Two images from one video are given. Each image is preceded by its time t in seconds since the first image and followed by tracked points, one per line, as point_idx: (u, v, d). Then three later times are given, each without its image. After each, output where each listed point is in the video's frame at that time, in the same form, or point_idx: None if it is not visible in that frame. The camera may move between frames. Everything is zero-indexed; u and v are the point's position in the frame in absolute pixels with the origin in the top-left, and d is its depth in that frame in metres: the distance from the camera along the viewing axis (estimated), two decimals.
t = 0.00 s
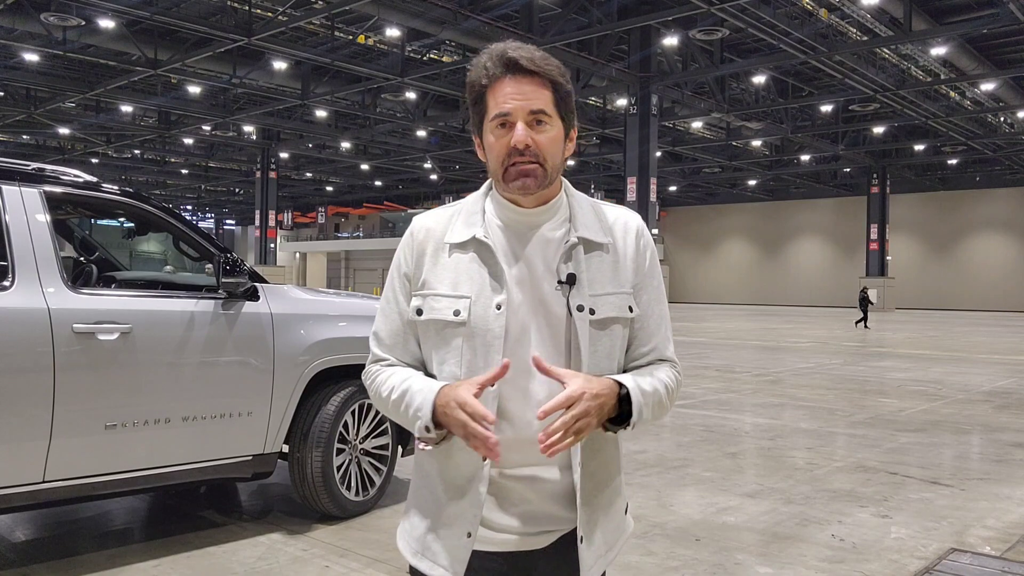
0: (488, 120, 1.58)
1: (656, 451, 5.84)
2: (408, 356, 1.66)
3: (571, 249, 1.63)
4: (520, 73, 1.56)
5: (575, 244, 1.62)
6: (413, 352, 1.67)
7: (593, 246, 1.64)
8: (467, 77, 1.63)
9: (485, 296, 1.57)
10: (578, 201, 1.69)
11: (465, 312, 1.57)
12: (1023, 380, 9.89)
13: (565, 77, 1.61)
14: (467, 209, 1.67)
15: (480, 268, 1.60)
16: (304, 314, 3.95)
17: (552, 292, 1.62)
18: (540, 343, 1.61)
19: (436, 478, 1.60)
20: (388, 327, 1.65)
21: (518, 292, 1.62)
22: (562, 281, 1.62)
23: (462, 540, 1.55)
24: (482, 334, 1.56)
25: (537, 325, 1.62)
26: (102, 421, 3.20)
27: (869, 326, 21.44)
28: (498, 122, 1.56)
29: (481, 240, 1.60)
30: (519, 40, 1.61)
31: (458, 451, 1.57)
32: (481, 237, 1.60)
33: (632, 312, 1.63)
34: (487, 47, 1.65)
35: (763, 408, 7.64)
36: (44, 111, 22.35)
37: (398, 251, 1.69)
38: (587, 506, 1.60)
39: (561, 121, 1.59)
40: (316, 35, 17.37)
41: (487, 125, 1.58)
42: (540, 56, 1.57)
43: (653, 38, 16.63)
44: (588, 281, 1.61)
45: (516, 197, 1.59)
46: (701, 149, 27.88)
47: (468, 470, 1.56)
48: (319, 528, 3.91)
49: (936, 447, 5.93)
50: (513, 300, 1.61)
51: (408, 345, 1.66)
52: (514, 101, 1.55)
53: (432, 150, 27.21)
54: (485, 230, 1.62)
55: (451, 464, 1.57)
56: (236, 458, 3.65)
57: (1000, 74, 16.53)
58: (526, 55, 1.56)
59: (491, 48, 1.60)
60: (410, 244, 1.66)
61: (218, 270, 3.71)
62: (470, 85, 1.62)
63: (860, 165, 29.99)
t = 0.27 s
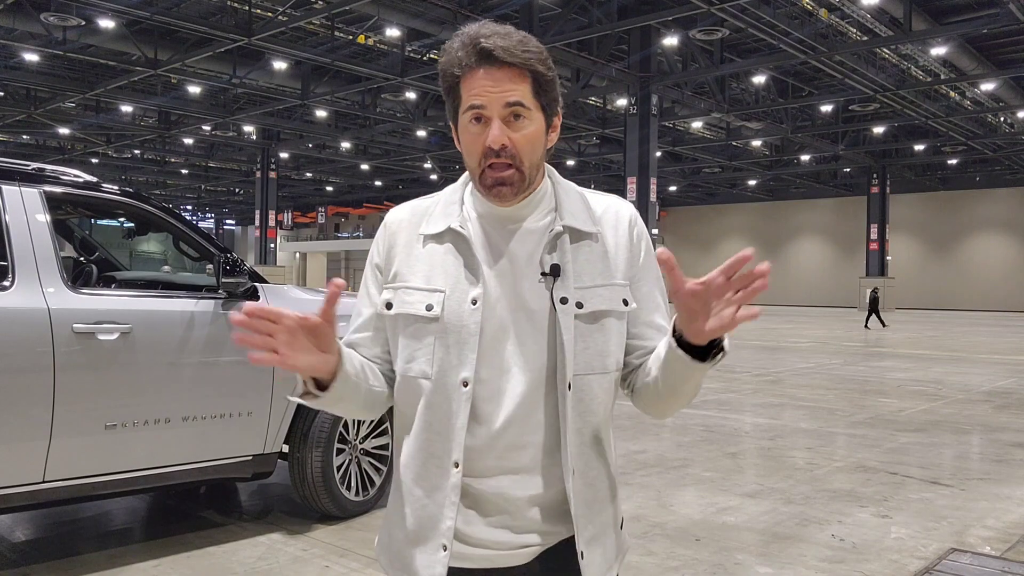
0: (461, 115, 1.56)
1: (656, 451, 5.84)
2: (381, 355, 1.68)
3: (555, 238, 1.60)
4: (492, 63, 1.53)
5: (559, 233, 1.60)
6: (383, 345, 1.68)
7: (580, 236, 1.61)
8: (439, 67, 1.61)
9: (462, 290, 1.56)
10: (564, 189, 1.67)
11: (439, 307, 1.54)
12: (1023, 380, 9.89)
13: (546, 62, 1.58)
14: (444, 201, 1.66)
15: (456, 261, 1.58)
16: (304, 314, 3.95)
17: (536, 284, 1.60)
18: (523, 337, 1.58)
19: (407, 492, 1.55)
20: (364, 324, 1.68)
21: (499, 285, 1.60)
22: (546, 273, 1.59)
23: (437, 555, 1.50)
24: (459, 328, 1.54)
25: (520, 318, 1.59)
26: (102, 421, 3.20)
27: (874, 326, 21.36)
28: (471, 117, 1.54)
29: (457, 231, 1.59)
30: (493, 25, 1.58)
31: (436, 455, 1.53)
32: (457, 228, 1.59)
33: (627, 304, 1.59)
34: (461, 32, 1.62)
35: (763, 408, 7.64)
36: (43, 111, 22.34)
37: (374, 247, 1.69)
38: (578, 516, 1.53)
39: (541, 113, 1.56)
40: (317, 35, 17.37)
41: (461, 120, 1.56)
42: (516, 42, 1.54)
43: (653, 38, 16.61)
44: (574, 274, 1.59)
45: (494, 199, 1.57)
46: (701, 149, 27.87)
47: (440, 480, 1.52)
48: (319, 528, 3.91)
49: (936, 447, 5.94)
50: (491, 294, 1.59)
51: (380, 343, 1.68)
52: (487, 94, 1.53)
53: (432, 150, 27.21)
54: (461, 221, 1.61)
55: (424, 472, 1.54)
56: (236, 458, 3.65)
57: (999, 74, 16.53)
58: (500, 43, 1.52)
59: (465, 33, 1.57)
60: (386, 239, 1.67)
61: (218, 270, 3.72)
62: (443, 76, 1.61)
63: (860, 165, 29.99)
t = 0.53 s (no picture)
0: (478, 114, 1.53)
1: (656, 451, 5.84)
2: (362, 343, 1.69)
3: (569, 234, 1.60)
4: (510, 65, 1.49)
5: (573, 229, 1.60)
6: (368, 324, 1.68)
7: (595, 233, 1.61)
8: (455, 57, 1.56)
9: (465, 284, 1.55)
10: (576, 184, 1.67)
11: (436, 299, 1.54)
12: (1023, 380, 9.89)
13: (569, 65, 1.54)
14: (449, 188, 1.65)
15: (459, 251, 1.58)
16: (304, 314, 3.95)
17: (547, 281, 1.59)
18: (530, 335, 1.57)
19: (403, 489, 1.54)
20: (354, 305, 1.67)
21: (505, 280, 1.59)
22: (558, 270, 1.59)
23: (433, 556, 1.49)
24: (462, 322, 1.53)
25: (531, 316, 1.57)
26: (102, 421, 3.20)
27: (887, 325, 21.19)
28: (488, 119, 1.51)
29: (461, 219, 1.58)
30: (518, 21, 1.52)
31: (428, 450, 1.52)
32: (461, 215, 1.59)
33: (641, 307, 1.60)
34: (481, 19, 1.57)
35: (763, 408, 7.64)
36: (43, 111, 22.34)
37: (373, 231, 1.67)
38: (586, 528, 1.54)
39: (561, 120, 1.55)
40: (317, 35, 17.36)
41: (477, 120, 1.54)
42: (540, 47, 1.49)
43: (653, 38, 16.60)
44: (588, 274, 1.58)
45: (506, 203, 1.57)
46: (701, 149, 27.86)
47: (435, 477, 1.51)
48: (319, 527, 3.91)
49: (936, 447, 5.93)
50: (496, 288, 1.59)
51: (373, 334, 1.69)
52: (506, 99, 1.49)
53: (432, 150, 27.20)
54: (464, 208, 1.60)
55: (419, 467, 1.52)
56: (235, 459, 3.65)
57: (999, 74, 16.53)
58: (524, 47, 1.48)
59: (488, 26, 1.52)
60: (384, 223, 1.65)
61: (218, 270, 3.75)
62: (459, 67, 1.56)
63: (860, 165, 30.00)
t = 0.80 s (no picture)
0: (516, 116, 1.48)
1: (656, 451, 5.84)
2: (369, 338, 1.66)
3: (594, 242, 1.58)
4: (556, 75, 1.43)
5: (598, 237, 1.58)
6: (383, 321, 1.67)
7: (619, 242, 1.60)
8: (501, 52, 1.49)
9: (486, 286, 1.52)
10: (602, 189, 1.65)
11: (452, 298, 1.51)
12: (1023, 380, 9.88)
13: (617, 81, 1.49)
14: (470, 181, 1.61)
15: (478, 250, 1.54)
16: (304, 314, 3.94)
17: (568, 286, 1.57)
18: (551, 340, 1.55)
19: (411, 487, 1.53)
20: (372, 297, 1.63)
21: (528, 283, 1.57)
22: (581, 278, 1.57)
23: (432, 558, 1.47)
24: (481, 325, 1.50)
25: (553, 322, 1.55)
26: (101, 421, 3.20)
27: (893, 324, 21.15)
28: (526, 124, 1.46)
29: (482, 218, 1.55)
30: (574, 26, 1.45)
31: (439, 453, 1.49)
32: (482, 213, 1.55)
33: (659, 318, 1.60)
34: (533, 16, 1.50)
35: (763, 408, 7.64)
36: (43, 111, 22.33)
37: (389, 223, 1.62)
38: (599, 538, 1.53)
39: (601, 133, 1.51)
40: (317, 35, 17.37)
41: (513, 121, 1.48)
42: (594, 61, 1.44)
43: (653, 38, 16.59)
44: (612, 283, 1.57)
45: (532, 207, 1.54)
46: (701, 150, 27.87)
47: (441, 481, 1.48)
48: (319, 528, 3.91)
49: (936, 447, 5.94)
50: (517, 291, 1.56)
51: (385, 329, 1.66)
52: (548, 109, 1.44)
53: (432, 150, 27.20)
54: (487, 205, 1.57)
55: (426, 467, 1.50)
56: (235, 459, 3.65)
57: (999, 74, 16.54)
58: (576, 58, 1.42)
59: (545, 27, 1.45)
60: (400, 215, 1.60)
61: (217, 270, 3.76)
62: (501, 62, 1.49)
63: (860, 165, 30.01)
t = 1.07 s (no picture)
0: (528, 117, 1.47)
1: (656, 451, 5.84)
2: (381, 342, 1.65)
3: (606, 247, 1.57)
4: (570, 77, 1.42)
5: (611, 242, 1.57)
6: (396, 324, 1.65)
7: (633, 246, 1.59)
8: (512, 53, 1.49)
9: (498, 291, 1.51)
10: (615, 190, 1.64)
11: (464, 304, 1.49)
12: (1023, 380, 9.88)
13: (631, 82, 1.48)
14: (480, 184, 1.60)
15: (490, 253, 1.53)
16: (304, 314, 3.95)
17: (581, 293, 1.57)
18: (561, 344, 1.54)
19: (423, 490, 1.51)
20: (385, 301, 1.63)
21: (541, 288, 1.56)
22: (594, 284, 1.56)
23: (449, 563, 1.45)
24: (492, 334, 1.49)
25: (567, 329, 1.55)
26: (102, 422, 3.20)
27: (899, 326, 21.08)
28: (539, 126, 1.46)
29: (494, 221, 1.53)
30: (587, 28, 1.45)
31: (452, 460, 1.47)
32: (493, 218, 1.53)
33: (673, 321, 1.59)
34: (545, 14, 1.49)
35: (763, 408, 7.64)
36: (43, 111, 22.34)
37: (398, 225, 1.61)
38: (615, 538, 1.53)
39: (613, 136, 1.51)
40: (317, 35, 17.37)
41: (524, 123, 1.48)
42: (607, 62, 1.43)
43: (653, 38, 16.58)
44: (625, 287, 1.56)
45: (544, 210, 1.54)
46: (701, 150, 27.87)
47: (455, 486, 1.47)
48: (319, 527, 3.91)
49: (936, 447, 5.94)
50: (527, 298, 1.55)
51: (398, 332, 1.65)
52: (561, 111, 1.44)
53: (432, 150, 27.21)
54: (500, 209, 1.55)
55: (438, 474, 1.48)
56: (235, 458, 3.65)
57: (999, 74, 16.53)
58: (589, 59, 1.41)
59: (555, 29, 1.45)
60: (409, 216, 1.59)
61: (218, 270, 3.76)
62: (513, 63, 1.48)
63: (860, 165, 30.01)
